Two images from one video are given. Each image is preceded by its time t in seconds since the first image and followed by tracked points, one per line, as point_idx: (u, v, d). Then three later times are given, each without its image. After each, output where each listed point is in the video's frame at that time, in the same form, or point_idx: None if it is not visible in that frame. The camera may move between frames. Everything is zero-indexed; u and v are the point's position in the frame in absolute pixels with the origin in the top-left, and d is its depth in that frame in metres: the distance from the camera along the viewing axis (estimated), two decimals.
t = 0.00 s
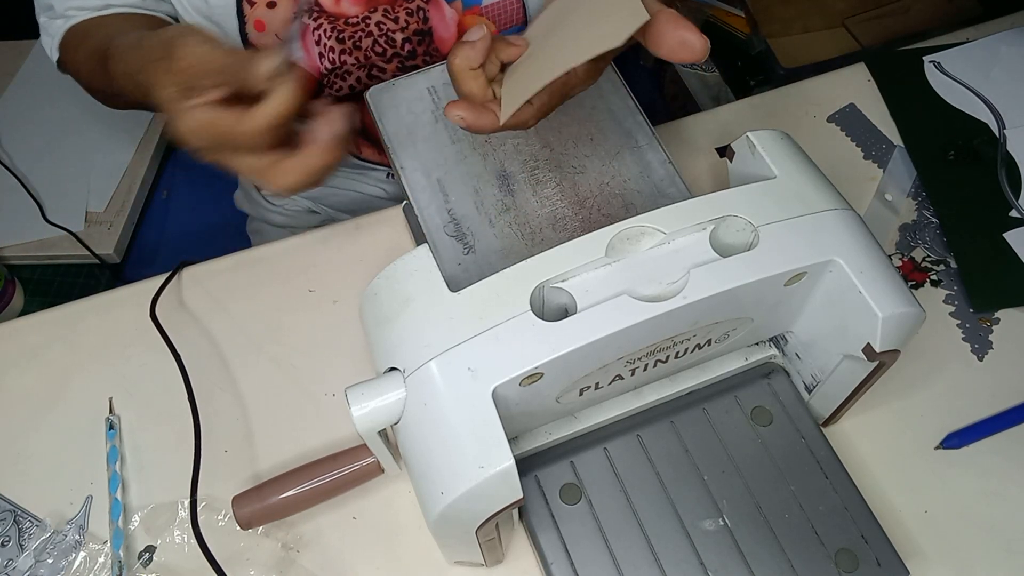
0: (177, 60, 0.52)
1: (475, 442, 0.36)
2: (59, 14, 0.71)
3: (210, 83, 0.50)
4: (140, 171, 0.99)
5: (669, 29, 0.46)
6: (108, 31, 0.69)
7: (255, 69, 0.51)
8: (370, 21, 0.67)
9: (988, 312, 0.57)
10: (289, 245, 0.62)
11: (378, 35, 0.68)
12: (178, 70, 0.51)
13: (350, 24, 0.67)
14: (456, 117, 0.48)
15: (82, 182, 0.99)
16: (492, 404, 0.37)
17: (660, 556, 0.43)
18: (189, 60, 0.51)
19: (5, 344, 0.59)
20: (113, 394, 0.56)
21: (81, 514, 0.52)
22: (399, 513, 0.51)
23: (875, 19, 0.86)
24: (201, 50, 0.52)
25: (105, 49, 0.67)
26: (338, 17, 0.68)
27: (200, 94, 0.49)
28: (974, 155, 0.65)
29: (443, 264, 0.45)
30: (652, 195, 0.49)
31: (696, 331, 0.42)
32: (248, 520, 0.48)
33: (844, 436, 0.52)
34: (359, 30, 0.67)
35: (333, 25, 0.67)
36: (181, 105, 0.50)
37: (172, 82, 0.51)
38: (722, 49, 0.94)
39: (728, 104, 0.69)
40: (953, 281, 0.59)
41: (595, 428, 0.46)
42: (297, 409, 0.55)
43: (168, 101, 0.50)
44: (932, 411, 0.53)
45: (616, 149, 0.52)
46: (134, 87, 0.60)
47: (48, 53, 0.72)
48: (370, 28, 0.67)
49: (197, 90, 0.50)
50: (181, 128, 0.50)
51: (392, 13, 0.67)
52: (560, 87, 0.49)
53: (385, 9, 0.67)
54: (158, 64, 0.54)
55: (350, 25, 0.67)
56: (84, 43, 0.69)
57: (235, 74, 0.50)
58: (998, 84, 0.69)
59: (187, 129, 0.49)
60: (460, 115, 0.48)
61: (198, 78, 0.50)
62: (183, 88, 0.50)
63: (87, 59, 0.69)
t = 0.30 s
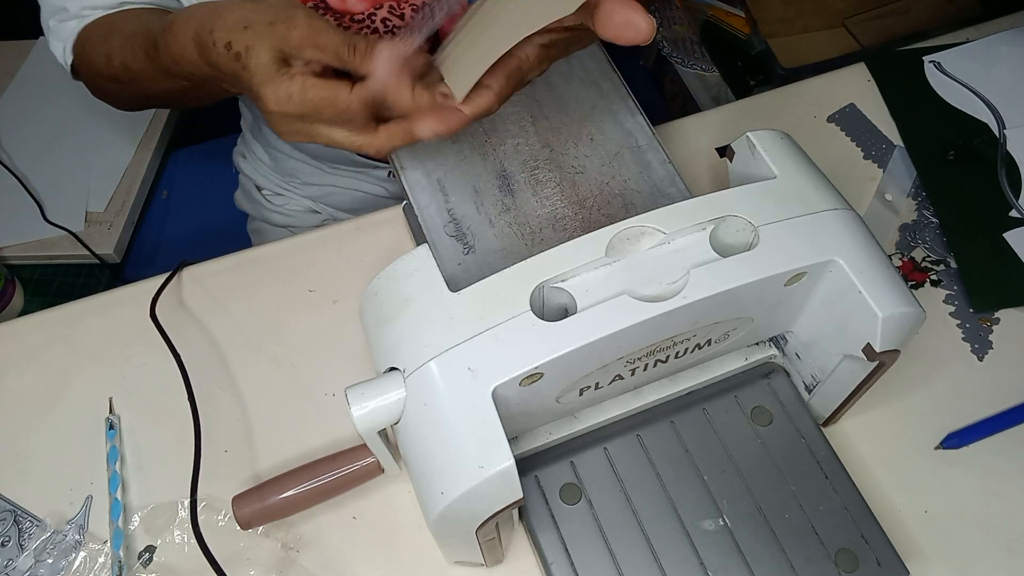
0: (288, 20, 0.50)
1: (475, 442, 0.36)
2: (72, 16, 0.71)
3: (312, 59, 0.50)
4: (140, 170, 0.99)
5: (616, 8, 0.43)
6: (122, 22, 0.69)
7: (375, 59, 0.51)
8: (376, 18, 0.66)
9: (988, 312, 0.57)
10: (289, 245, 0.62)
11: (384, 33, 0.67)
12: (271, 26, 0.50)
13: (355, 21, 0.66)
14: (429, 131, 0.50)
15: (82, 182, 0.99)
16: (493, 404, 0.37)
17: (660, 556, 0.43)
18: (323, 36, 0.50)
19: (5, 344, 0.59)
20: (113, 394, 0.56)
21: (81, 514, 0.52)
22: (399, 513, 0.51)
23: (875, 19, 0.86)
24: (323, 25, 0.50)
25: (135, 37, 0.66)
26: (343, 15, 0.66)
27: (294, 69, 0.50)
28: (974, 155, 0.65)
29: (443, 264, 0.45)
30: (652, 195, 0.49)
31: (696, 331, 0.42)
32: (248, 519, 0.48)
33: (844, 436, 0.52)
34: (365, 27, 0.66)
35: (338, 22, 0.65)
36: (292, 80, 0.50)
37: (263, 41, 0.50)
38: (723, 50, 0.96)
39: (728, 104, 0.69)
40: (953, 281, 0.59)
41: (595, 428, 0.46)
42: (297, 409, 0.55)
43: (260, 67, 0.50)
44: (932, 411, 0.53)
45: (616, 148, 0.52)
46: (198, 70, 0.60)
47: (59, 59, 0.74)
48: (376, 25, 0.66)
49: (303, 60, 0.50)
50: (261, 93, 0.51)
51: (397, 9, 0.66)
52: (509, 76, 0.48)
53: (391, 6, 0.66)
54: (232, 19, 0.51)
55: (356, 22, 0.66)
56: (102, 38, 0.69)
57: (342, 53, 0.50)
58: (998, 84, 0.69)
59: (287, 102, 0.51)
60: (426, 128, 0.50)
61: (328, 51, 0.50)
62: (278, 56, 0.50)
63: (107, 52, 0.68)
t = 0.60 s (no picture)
0: (274, 29, 0.51)
1: (475, 442, 0.36)
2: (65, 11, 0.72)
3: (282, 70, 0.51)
4: (140, 170, 0.99)
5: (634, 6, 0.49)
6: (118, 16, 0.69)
7: (338, 95, 0.48)
8: (371, 18, 0.64)
9: (988, 312, 0.57)
10: (289, 245, 0.62)
11: (378, 33, 0.64)
12: (257, 27, 0.51)
13: (350, 21, 0.65)
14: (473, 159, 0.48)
15: (82, 182, 0.99)
16: (492, 404, 0.37)
17: (660, 556, 0.43)
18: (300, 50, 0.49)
19: (5, 344, 0.59)
20: (113, 394, 0.56)
21: (81, 514, 0.52)
22: (399, 513, 0.51)
23: (875, 19, 0.86)
24: (302, 40, 0.50)
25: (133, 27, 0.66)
26: (338, 16, 0.66)
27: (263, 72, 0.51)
28: (974, 155, 0.65)
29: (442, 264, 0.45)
30: (652, 195, 0.49)
31: (696, 331, 0.42)
32: (248, 519, 0.48)
33: (844, 437, 0.52)
34: (359, 27, 0.65)
35: (333, 22, 0.65)
36: (252, 80, 0.51)
37: (244, 38, 0.51)
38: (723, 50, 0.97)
39: (728, 104, 0.69)
40: (953, 281, 0.59)
41: (595, 428, 0.46)
42: (297, 409, 0.55)
43: (232, 62, 0.51)
44: (932, 411, 0.53)
45: (616, 149, 0.52)
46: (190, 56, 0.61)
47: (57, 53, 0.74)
48: (370, 26, 0.64)
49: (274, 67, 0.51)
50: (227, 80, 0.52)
51: (392, 11, 0.65)
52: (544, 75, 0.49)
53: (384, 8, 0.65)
54: (230, 7, 0.54)
55: (350, 22, 0.65)
56: (99, 31, 0.69)
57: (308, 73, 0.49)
58: (998, 85, 0.69)
59: (241, 98, 0.51)
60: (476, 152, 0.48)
61: (298, 67, 0.49)
62: (252, 55, 0.51)
63: (105, 44, 0.69)
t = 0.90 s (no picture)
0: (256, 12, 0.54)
1: (475, 442, 0.36)
2: (62, 10, 0.73)
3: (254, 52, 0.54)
4: (140, 170, 0.99)
5: None
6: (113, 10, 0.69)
7: (305, 73, 0.51)
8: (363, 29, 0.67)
9: (988, 312, 0.57)
10: (289, 246, 0.62)
11: (369, 45, 0.67)
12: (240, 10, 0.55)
13: (343, 33, 0.68)
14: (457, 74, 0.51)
15: (83, 183, 0.99)
16: (492, 404, 0.37)
17: (660, 556, 0.43)
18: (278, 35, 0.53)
19: (5, 344, 0.59)
20: (114, 394, 0.56)
21: (81, 514, 0.52)
22: (399, 513, 0.51)
23: (877, 19, 0.85)
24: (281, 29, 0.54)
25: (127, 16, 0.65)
26: (331, 27, 0.68)
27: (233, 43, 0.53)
28: (974, 155, 0.65)
29: (443, 264, 0.45)
30: (652, 195, 0.49)
31: (696, 331, 0.42)
32: (248, 519, 0.48)
33: (844, 437, 0.52)
34: (352, 38, 0.67)
35: (325, 34, 0.67)
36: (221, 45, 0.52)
37: (224, 15, 0.54)
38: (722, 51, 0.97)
39: (728, 104, 0.69)
40: (953, 281, 0.59)
41: (595, 428, 0.46)
42: (297, 409, 0.55)
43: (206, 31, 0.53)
44: (932, 411, 0.53)
45: (616, 148, 0.52)
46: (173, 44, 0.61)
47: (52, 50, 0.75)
48: (362, 37, 0.67)
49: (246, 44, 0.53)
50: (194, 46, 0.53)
51: (383, 22, 0.67)
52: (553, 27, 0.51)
53: (376, 19, 0.67)
54: None
55: (343, 34, 0.68)
56: (95, 24, 0.68)
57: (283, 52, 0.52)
58: (998, 85, 0.69)
59: (205, 62, 0.52)
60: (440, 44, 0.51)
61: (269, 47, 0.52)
62: (228, 31, 0.54)
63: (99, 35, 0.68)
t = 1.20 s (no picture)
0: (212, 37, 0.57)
1: (475, 442, 0.36)
2: (63, 10, 0.72)
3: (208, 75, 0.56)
4: (140, 170, 0.99)
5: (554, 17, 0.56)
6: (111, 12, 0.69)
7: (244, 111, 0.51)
8: (359, 33, 0.69)
9: (988, 312, 0.57)
10: (289, 246, 0.62)
11: (366, 48, 0.70)
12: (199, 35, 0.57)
13: (339, 36, 0.69)
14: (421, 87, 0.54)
15: (83, 182, 0.99)
16: (492, 404, 0.37)
17: (660, 556, 0.43)
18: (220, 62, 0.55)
19: (5, 345, 0.59)
20: (114, 394, 0.56)
21: (81, 514, 0.51)
22: (399, 514, 0.51)
23: (877, 19, 0.84)
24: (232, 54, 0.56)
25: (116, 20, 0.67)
26: (327, 30, 0.69)
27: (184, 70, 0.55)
28: (974, 155, 0.65)
29: (443, 264, 0.45)
30: (652, 195, 0.49)
31: (696, 331, 0.42)
32: (248, 519, 0.48)
33: (844, 436, 0.52)
34: (348, 41, 0.69)
35: (322, 37, 0.69)
36: (166, 71, 0.54)
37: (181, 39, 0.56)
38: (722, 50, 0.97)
39: (728, 104, 0.69)
40: (953, 281, 0.59)
41: (595, 428, 0.46)
42: (297, 409, 0.55)
43: (157, 54, 0.55)
44: (932, 411, 0.53)
45: (616, 148, 0.52)
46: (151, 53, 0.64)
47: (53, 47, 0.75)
48: (359, 40, 0.69)
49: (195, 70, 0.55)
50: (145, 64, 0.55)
51: (380, 26, 0.69)
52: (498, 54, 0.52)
53: (372, 22, 0.69)
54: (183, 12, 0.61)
55: (340, 37, 0.69)
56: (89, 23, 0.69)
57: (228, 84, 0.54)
58: (998, 85, 0.69)
59: (148, 85, 0.54)
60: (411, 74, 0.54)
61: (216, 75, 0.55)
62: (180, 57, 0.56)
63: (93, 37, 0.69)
